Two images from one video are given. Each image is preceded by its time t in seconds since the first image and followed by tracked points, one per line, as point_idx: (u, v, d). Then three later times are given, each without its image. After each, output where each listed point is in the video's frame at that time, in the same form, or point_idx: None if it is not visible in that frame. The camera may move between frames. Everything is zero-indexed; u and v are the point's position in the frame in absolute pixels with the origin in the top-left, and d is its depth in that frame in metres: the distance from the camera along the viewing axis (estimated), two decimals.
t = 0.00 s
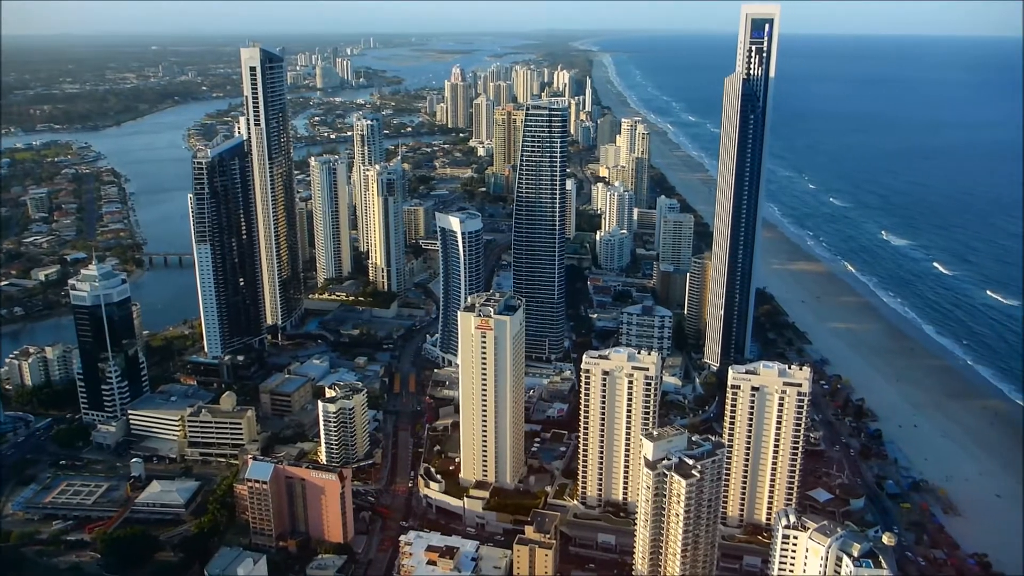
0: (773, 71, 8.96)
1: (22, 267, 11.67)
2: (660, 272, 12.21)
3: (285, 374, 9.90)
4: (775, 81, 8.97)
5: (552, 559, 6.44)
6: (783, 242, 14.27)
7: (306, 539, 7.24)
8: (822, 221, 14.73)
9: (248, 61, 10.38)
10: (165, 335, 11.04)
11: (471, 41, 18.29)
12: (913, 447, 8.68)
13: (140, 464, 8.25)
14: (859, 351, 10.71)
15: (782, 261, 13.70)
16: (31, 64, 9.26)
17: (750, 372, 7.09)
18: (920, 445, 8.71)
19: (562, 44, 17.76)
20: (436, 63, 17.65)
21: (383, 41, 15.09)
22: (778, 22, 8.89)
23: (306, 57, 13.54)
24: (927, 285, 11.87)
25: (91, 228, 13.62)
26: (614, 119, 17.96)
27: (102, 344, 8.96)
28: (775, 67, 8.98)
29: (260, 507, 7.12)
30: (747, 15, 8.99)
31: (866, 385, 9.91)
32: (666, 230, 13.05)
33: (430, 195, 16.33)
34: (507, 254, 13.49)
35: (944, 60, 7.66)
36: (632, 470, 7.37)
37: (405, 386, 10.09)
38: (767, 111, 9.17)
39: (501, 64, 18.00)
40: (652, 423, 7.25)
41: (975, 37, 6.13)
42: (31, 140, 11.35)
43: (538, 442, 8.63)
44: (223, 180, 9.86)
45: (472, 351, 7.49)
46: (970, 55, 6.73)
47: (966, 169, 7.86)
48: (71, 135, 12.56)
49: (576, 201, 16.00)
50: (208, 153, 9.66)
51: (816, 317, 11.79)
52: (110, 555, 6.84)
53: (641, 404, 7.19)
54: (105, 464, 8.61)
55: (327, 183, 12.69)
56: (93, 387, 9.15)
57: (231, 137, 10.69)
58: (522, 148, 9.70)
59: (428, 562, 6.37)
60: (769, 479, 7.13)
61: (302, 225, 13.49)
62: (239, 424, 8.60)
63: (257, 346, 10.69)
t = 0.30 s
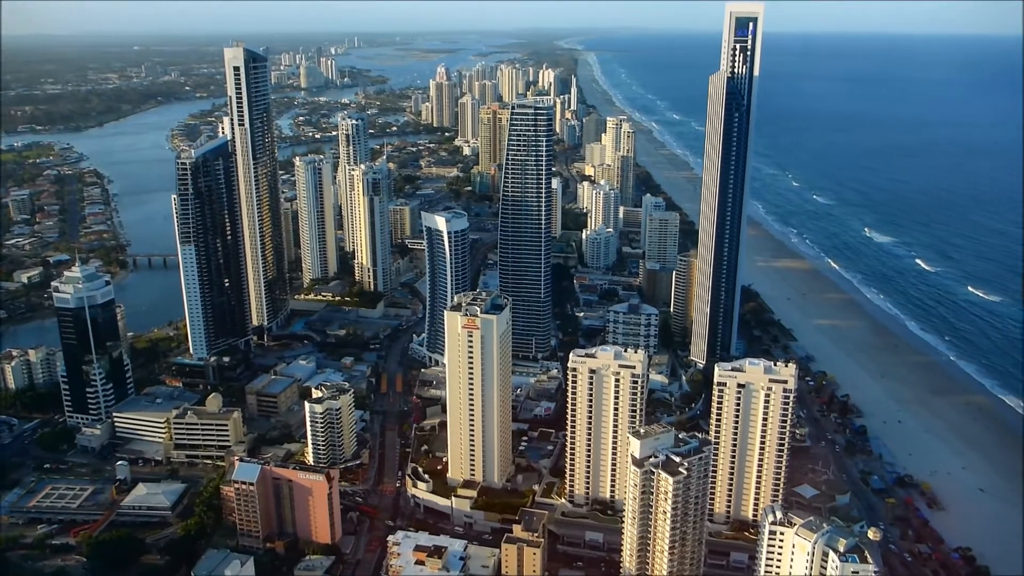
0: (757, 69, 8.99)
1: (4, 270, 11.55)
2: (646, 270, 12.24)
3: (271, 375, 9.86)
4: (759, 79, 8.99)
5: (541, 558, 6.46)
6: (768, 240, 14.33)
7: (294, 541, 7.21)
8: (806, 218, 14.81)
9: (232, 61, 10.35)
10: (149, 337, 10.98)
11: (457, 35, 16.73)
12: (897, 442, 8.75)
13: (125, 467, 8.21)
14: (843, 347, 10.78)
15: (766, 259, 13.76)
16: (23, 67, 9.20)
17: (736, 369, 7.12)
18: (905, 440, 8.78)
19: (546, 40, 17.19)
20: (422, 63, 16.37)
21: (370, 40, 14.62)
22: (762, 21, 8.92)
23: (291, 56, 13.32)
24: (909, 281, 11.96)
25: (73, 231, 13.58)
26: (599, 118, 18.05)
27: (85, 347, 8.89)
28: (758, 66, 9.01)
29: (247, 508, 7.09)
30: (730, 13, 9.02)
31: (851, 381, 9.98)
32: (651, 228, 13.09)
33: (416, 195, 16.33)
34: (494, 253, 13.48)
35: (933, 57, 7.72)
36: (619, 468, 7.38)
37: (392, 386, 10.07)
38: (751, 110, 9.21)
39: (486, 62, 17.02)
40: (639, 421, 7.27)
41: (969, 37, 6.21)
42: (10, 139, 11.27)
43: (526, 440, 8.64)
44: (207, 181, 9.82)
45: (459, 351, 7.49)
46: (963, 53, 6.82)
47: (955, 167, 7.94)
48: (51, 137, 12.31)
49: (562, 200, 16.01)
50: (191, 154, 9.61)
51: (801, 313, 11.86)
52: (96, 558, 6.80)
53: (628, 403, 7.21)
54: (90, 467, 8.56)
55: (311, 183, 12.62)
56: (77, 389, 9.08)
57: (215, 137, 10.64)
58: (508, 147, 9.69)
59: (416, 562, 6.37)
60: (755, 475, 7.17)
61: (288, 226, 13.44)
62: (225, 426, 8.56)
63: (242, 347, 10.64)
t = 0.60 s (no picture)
0: (743, 67, 9.00)
1: None
2: (633, 268, 12.26)
3: (258, 375, 9.83)
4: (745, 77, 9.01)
5: (529, 556, 6.46)
6: (755, 237, 14.37)
7: (282, 541, 7.19)
8: (792, 216, 14.86)
9: (216, 61, 10.32)
10: (135, 338, 10.93)
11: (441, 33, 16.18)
12: (883, 439, 8.78)
13: (112, 468, 8.17)
14: (830, 344, 10.83)
15: (753, 257, 13.80)
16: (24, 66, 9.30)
17: (723, 366, 7.15)
18: (890, 436, 8.82)
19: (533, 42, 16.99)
20: (408, 62, 16.10)
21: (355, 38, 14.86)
22: (747, 19, 8.94)
23: (278, 55, 13.41)
24: (894, 278, 12.03)
25: (57, 231, 13.30)
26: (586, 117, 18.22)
27: (71, 348, 8.84)
28: (744, 63, 9.03)
29: (234, 509, 7.07)
30: (715, 12, 9.04)
31: (836, 378, 10.03)
32: (638, 227, 13.12)
33: (402, 193, 16.34)
34: (481, 252, 13.47)
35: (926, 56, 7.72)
36: (607, 465, 7.38)
37: (379, 386, 10.05)
38: (737, 107, 9.24)
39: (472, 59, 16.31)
40: (627, 419, 7.28)
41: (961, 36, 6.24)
42: None
43: (514, 439, 8.64)
44: (192, 180, 9.78)
45: (447, 350, 7.48)
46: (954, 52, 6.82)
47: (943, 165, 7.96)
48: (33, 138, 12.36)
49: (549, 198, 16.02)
50: (177, 153, 9.57)
51: (787, 310, 11.90)
52: (82, 561, 6.76)
53: (616, 401, 7.22)
54: (76, 469, 8.51)
55: (298, 183, 12.58)
56: (62, 391, 9.02)
57: (200, 137, 10.60)
58: (494, 146, 9.69)
59: (404, 561, 6.35)
60: (742, 473, 7.19)
61: (274, 226, 13.41)
62: (212, 426, 8.52)
63: (229, 347, 10.60)
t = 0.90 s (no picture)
0: (729, 65, 9.04)
1: None
2: (621, 266, 12.29)
3: (246, 376, 9.79)
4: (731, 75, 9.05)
5: (519, 554, 6.46)
6: (742, 235, 14.43)
7: (271, 542, 7.17)
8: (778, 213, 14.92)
9: (201, 61, 10.27)
10: (122, 339, 10.87)
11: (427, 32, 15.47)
12: (871, 434, 8.82)
13: (99, 471, 8.12)
14: (817, 340, 10.88)
15: (740, 254, 13.85)
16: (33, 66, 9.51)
17: (711, 363, 7.17)
18: (877, 431, 8.86)
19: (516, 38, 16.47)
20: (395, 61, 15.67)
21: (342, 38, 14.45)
22: (733, 17, 8.96)
23: (265, 55, 13.43)
24: (879, 274, 12.10)
25: (42, 232, 13.20)
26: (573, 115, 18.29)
27: (57, 350, 8.79)
28: (730, 61, 9.07)
29: (223, 511, 7.04)
30: (702, 10, 9.05)
31: (823, 373, 10.08)
32: (626, 225, 13.14)
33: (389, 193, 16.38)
34: (469, 251, 13.46)
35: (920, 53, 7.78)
36: (597, 462, 7.41)
37: (368, 386, 10.03)
38: (723, 105, 9.27)
39: (458, 60, 15.63)
40: (616, 417, 7.30)
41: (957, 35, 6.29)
42: None
43: (503, 438, 8.64)
44: (178, 181, 9.74)
45: (436, 350, 7.47)
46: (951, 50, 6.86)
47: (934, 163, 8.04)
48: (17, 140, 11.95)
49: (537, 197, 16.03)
50: (162, 154, 9.52)
51: (774, 307, 11.96)
52: (69, 564, 6.72)
53: (605, 398, 7.24)
54: (63, 471, 8.45)
55: (285, 183, 12.53)
56: (48, 393, 8.96)
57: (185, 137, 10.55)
58: (482, 145, 9.68)
59: (394, 561, 6.34)
60: (731, 469, 7.22)
61: (261, 226, 13.38)
62: (200, 428, 8.49)
63: (217, 348, 10.56)
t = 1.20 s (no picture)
0: (716, 64, 9.08)
1: None
2: (610, 265, 12.30)
3: (233, 377, 9.74)
4: (718, 74, 9.09)
5: (509, 554, 6.46)
6: (730, 233, 14.48)
7: (259, 543, 7.14)
8: (765, 212, 14.96)
9: (188, 59, 10.21)
10: (108, 340, 10.80)
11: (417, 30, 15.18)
12: (857, 430, 8.88)
13: (85, 472, 8.07)
14: (805, 338, 10.93)
15: (728, 252, 13.89)
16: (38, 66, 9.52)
17: (700, 361, 7.19)
18: (865, 428, 8.91)
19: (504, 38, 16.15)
20: (381, 61, 15.23)
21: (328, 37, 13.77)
22: (720, 16, 8.98)
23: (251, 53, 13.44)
24: (864, 272, 12.18)
25: (27, 231, 13.00)
26: (562, 115, 17.48)
27: (43, 351, 8.73)
28: (718, 60, 9.11)
29: (211, 512, 7.01)
30: (689, 9, 9.06)
31: (809, 370, 10.13)
32: (614, 223, 13.15)
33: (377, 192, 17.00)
34: (457, 250, 13.44)
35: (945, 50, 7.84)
36: (585, 461, 7.42)
37: (357, 385, 10.00)
38: (711, 103, 9.30)
39: (445, 58, 15.20)
40: (605, 415, 7.31)
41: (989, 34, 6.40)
42: None
43: (492, 437, 8.64)
44: (165, 180, 9.70)
45: (424, 349, 7.47)
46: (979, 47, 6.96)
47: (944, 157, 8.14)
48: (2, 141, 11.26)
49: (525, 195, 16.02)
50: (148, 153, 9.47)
51: (762, 305, 12.01)
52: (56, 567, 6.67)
53: (593, 397, 7.25)
54: (49, 473, 8.39)
55: (272, 182, 12.48)
56: (34, 395, 8.88)
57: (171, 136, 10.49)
58: (469, 144, 9.67)
59: (384, 560, 6.33)
60: (719, 466, 7.25)
61: (249, 225, 13.33)
62: (188, 428, 8.45)
63: (204, 348, 10.51)
